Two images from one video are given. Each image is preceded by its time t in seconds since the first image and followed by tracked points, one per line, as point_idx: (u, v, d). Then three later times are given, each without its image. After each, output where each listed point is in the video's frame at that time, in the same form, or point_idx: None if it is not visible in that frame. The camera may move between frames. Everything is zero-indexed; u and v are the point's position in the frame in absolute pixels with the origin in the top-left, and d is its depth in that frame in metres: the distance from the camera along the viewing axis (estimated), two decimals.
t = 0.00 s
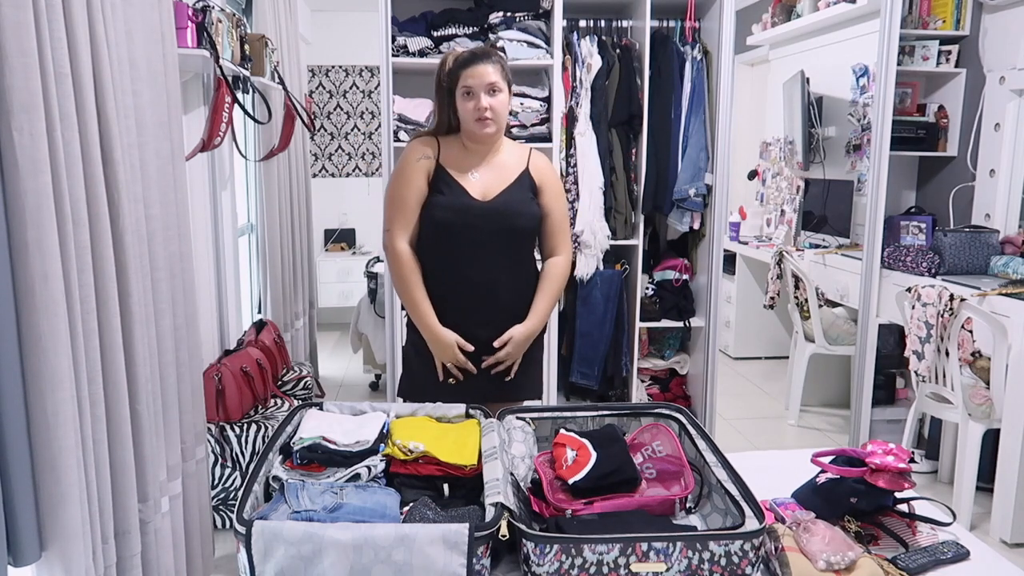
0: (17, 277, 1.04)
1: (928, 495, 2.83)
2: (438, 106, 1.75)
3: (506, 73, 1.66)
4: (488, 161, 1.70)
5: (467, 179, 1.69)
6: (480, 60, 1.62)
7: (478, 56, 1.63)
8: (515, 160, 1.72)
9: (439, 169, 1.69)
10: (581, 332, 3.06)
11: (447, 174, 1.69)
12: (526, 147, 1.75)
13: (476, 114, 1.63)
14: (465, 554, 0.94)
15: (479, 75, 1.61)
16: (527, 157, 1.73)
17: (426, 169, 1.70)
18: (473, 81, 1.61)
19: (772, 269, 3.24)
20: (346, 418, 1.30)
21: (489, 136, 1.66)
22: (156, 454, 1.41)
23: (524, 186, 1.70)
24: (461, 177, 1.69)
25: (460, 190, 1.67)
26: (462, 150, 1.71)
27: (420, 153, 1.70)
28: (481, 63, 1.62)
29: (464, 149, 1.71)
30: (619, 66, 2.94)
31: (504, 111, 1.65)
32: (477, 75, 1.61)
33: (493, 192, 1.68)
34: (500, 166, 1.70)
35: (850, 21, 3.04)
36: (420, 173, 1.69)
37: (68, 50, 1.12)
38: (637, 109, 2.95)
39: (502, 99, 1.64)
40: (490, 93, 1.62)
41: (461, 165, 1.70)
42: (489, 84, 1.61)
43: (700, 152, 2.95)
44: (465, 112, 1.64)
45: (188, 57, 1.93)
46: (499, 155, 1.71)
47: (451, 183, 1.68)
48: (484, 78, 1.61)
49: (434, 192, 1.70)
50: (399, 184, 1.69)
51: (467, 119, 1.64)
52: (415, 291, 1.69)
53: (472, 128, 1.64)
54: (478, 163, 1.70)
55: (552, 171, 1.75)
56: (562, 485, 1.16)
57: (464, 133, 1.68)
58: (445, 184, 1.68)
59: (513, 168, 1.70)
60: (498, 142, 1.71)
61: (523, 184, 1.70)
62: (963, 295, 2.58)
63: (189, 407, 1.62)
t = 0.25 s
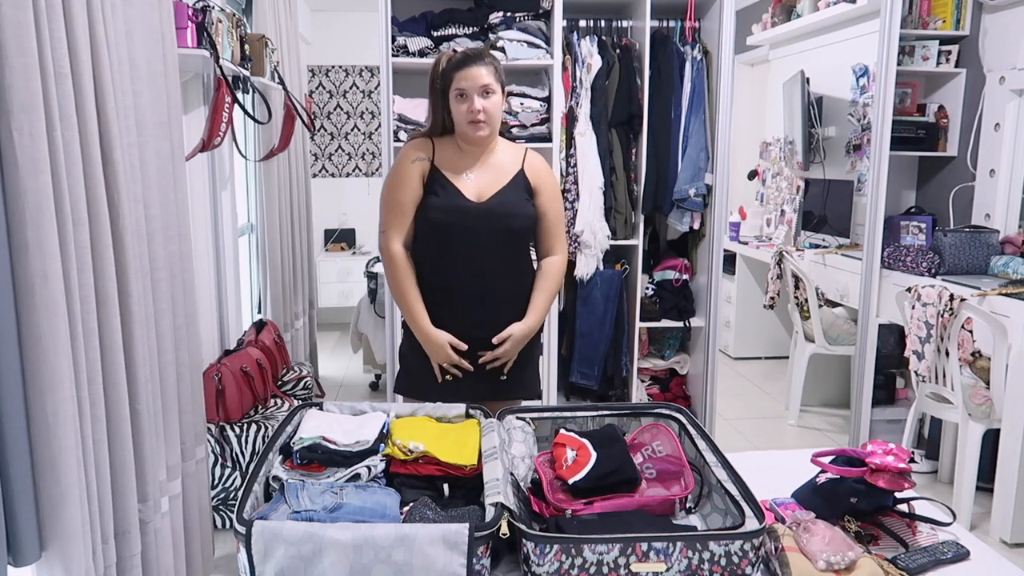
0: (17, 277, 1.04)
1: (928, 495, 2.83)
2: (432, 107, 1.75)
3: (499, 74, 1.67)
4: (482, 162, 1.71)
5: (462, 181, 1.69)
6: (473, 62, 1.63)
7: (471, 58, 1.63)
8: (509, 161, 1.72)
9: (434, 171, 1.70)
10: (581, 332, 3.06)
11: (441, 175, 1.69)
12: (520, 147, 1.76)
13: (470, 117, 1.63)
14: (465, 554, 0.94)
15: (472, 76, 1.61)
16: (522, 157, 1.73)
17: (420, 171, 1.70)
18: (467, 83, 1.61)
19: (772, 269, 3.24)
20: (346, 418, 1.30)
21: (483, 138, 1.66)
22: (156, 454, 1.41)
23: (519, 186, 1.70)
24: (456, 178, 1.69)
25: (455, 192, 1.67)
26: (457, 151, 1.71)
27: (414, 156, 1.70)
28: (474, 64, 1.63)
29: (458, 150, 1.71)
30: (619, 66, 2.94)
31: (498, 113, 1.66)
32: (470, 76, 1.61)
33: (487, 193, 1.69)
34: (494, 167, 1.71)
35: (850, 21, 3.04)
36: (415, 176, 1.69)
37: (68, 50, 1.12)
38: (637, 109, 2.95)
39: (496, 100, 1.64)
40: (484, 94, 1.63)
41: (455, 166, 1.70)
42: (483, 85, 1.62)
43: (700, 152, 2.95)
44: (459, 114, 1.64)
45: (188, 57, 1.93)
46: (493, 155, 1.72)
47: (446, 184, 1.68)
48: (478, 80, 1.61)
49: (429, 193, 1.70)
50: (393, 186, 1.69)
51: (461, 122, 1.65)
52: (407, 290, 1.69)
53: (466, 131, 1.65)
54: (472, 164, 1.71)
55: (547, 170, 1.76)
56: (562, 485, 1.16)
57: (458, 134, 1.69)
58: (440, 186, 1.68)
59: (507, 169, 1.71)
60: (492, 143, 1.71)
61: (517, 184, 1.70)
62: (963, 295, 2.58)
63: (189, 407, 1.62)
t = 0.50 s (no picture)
0: (17, 276, 1.04)
1: (928, 495, 2.83)
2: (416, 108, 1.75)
3: (485, 74, 1.66)
4: (468, 161, 1.70)
5: (447, 178, 1.69)
6: (460, 61, 1.62)
7: (457, 58, 1.62)
8: (495, 159, 1.72)
9: (419, 169, 1.69)
10: (581, 332, 3.06)
11: (426, 174, 1.68)
12: (506, 146, 1.75)
13: (456, 116, 1.62)
14: (465, 554, 0.94)
15: (459, 76, 1.61)
16: (507, 156, 1.73)
17: (406, 171, 1.69)
18: (453, 83, 1.61)
19: (772, 269, 3.24)
20: (346, 418, 1.30)
21: (469, 137, 1.66)
22: (156, 454, 1.41)
23: (506, 184, 1.70)
24: (441, 177, 1.68)
25: (441, 189, 1.67)
26: (443, 151, 1.70)
27: (399, 156, 1.70)
28: (460, 63, 1.62)
29: (443, 150, 1.71)
30: (619, 66, 2.94)
31: (484, 113, 1.65)
32: (457, 76, 1.60)
33: (473, 190, 1.68)
34: (481, 166, 1.70)
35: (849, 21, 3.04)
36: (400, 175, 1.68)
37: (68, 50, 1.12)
38: (637, 109, 2.95)
39: (481, 100, 1.63)
40: (470, 94, 1.62)
41: (441, 165, 1.70)
42: (468, 86, 1.61)
43: (699, 152, 2.95)
44: (445, 114, 1.63)
45: (188, 57, 1.93)
46: (478, 154, 1.71)
47: (432, 182, 1.68)
48: (465, 80, 1.60)
49: (414, 192, 1.69)
50: (378, 188, 1.69)
51: (447, 120, 1.64)
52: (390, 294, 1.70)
53: (452, 130, 1.64)
54: (458, 162, 1.70)
55: (533, 169, 1.75)
56: (563, 485, 1.16)
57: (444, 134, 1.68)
58: (425, 184, 1.68)
59: (493, 168, 1.70)
60: (478, 142, 1.70)
61: (504, 181, 1.69)
62: (963, 295, 2.58)
63: (189, 407, 1.62)
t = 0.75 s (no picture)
0: (17, 276, 1.04)
1: (928, 495, 2.83)
2: (390, 107, 1.75)
3: (460, 73, 1.66)
4: (438, 159, 1.69)
5: (416, 177, 1.67)
6: (438, 60, 1.62)
7: (433, 56, 1.63)
8: (466, 159, 1.70)
9: (388, 167, 1.68)
10: (581, 332, 3.06)
11: (396, 172, 1.67)
12: (478, 147, 1.74)
13: (431, 113, 1.62)
14: (465, 554, 0.94)
15: (436, 73, 1.60)
16: (479, 156, 1.72)
17: (376, 169, 1.68)
18: (429, 79, 1.60)
19: (772, 269, 3.24)
20: (346, 418, 1.30)
21: (442, 135, 1.65)
22: (157, 454, 1.41)
23: (475, 183, 1.68)
24: (411, 175, 1.67)
25: (409, 187, 1.66)
26: (414, 149, 1.69)
27: (369, 154, 1.69)
28: (436, 61, 1.62)
29: (414, 148, 1.70)
30: (619, 66, 2.94)
31: (459, 111, 1.65)
32: (433, 73, 1.60)
33: (442, 188, 1.67)
34: (452, 164, 1.69)
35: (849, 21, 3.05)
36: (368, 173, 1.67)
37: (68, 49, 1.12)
38: (637, 109, 2.95)
39: (455, 98, 1.63)
40: (446, 92, 1.62)
41: (411, 163, 1.69)
42: (443, 83, 1.61)
43: (699, 152, 2.95)
44: (420, 110, 1.63)
45: (188, 57, 1.93)
46: (450, 153, 1.70)
47: (400, 180, 1.66)
48: (441, 78, 1.60)
49: (382, 190, 1.68)
50: (347, 188, 1.69)
51: (421, 117, 1.63)
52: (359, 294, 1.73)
53: (425, 127, 1.63)
54: (427, 161, 1.69)
55: (504, 171, 1.74)
56: (562, 485, 1.16)
57: (416, 132, 1.67)
58: (395, 182, 1.66)
59: (464, 167, 1.69)
60: (450, 141, 1.69)
61: (474, 180, 1.69)
62: (963, 295, 2.58)
63: (189, 407, 1.62)
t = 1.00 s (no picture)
0: (17, 276, 1.04)
1: (928, 495, 2.83)
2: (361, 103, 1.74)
3: (432, 72, 1.63)
4: (406, 158, 1.67)
5: (383, 175, 1.66)
6: (408, 59, 1.59)
7: (404, 55, 1.60)
8: (436, 156, 1.68)
9: (354, 166, 1.67)
10: (581, 332, 3.06)
11: (362, 169, 1.66)
12: (448, 145, 1.72)
13: (399, 112, 1.60)
14: (465, 554, 0.94)
15: (406, 72, 1.58)
16: (448, 154, 1.69)
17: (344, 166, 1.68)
18: (398, 78, 1.58)
19: (772, 269, 3.24)
20: (346, 418, 1.30)
21: (410, 134, 1.63)
22: (157, 455, 1.41)
23: (442, 182, 1.66)
24: (377, 172, 1.66)
25: (375, 186, 1.64)
26: (383, 147, 1.68)
27: (337, 152, 1.69)
28: (406, 59, 1.59)
29: (383, 146, 1.68)
30: (619, 66, 2.94)
31: (429, 110, 1.63)
32: (402, 72, 1.57)
33: (408, 186, 1.65)
34: (420, 162, 1.67)
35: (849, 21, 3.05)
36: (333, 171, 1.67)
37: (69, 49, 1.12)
38: (637, 109, 2.95)
39: (424, 98, 1.60)
40: (416, 92, 1.59)
41: (378, 162, 1.67)
42: (413, 83, 1.58)
43: (700, 152, 2.95)
44: (388, 108, 1.60)
45: (188, 57, 1.93)
46: (419, 151, 1.68)
47: (366, 178, 1.65)
48: (411, 77, 1.57)
49: (348, 188, 1.67)
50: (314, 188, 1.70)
51: (390, 115, 1.61)
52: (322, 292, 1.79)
53: (393, 125, 1.61)
54: (395, 158, 1.67)
55: (475, 167, 1.72)
56: (562, 485, 1.16)
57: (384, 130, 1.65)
58: (361, 180, 1.65)
59: (433, 165, 1.67)
60: (418, 139, 1.67)
61: (442, 178, 1.66)
62: (963, 295, 2.58)
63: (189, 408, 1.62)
